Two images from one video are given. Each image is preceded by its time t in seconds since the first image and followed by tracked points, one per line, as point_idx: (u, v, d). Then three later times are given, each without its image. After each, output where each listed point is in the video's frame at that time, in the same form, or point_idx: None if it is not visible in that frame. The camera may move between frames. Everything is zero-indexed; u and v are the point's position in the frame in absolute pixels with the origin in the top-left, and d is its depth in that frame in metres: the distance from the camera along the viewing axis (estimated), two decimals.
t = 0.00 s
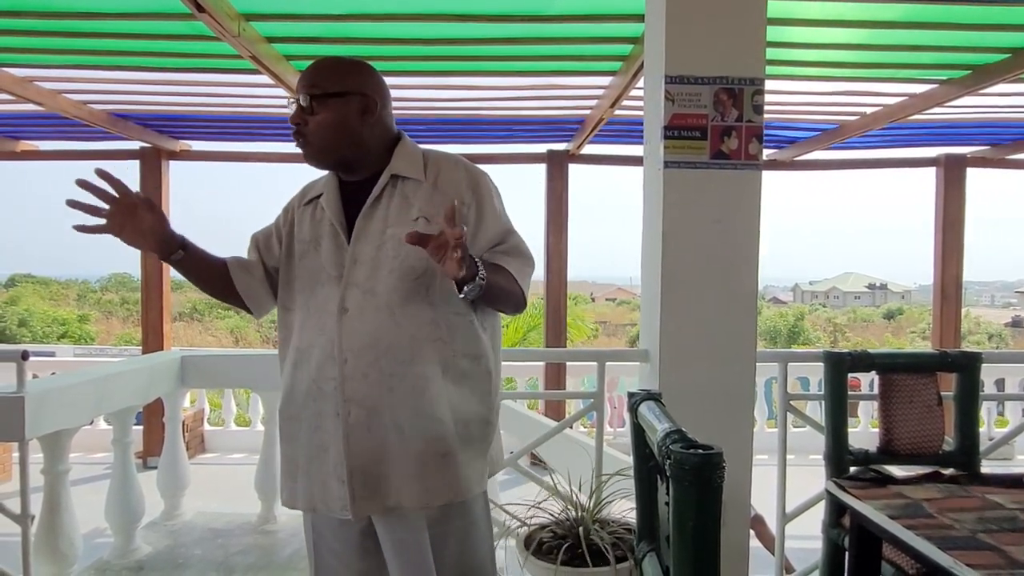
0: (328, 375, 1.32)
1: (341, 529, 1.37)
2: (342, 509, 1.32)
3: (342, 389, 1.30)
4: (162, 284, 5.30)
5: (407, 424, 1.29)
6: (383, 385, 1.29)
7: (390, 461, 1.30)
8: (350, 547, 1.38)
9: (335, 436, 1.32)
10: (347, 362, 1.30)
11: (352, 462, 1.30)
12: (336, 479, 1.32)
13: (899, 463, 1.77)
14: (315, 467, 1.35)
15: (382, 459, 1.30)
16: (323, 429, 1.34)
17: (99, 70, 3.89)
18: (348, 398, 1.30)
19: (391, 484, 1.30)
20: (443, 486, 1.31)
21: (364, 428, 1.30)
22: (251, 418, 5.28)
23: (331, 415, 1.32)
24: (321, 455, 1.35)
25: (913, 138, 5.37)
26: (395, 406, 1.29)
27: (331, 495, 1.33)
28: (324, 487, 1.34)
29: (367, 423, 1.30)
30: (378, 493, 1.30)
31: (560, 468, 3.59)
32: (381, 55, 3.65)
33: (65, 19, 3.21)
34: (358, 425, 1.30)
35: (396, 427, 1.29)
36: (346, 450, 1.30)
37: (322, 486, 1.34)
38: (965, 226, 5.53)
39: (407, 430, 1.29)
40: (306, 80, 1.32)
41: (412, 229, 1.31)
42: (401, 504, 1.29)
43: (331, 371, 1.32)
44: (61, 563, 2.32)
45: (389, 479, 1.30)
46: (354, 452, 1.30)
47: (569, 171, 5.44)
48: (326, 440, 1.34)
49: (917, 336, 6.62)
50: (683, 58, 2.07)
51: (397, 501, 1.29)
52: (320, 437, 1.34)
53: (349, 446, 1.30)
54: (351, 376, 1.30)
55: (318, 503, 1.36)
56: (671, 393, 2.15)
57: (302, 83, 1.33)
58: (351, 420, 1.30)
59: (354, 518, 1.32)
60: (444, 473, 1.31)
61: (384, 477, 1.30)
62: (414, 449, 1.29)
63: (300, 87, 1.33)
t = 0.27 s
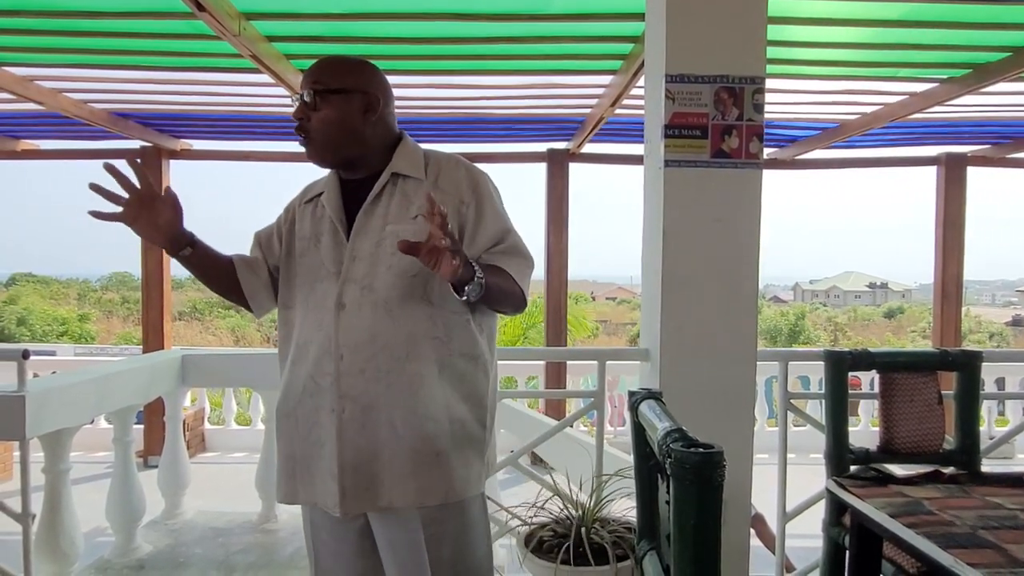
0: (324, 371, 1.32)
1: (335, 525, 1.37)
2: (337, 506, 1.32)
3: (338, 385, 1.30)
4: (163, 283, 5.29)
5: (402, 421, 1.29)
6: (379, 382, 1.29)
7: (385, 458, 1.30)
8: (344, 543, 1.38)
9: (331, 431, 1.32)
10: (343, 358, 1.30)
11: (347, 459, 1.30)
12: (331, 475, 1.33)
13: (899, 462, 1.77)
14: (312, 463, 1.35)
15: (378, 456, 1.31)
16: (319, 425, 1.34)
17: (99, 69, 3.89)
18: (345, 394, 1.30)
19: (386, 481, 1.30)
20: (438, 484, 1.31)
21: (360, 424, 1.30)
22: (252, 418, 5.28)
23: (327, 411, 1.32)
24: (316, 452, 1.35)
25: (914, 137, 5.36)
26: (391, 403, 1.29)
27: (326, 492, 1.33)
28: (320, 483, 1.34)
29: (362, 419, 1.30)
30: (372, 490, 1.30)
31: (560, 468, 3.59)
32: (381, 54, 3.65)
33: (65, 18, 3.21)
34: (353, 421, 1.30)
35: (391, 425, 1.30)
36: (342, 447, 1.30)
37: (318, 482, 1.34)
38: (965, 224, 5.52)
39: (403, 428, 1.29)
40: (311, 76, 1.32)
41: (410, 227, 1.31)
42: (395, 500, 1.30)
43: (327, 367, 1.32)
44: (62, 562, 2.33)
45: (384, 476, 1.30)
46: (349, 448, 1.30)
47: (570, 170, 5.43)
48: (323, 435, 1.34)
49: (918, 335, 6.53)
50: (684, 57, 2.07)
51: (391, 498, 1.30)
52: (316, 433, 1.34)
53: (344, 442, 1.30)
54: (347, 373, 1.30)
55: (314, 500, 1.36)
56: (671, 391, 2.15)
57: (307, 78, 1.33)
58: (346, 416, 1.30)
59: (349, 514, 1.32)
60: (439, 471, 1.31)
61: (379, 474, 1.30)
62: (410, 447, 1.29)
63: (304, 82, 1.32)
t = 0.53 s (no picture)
0: (327, 370, 1.33)
1: (338, 524, 1.37)
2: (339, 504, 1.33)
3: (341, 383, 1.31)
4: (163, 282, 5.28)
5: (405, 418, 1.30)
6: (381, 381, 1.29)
7: (388, 456, 1.30)
8: (347, 543, 1.38)
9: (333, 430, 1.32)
10: (346, 357, 1.31)
11: (350, 456, 1.31)
12: (334, 473, 1.33)
13: (899, 461, 1.78)
14: (314, 462, 1.35)
15: (381, 454, 1.31)
16: (322, 424, 1.34)
17: (100, 68, 3.89)
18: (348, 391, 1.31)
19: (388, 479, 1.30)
20: (441, 481, 1.31)
21: (363, 422, 1.31)
22: (252, 417, 5.28)
23: (329, 410, 1.33)
24: (317, 451, 1.35)
25: (915, 136, 5.36)
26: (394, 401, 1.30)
27: (328, 491, 1.33)
28: (322, 482, 1.34)
29: (365, 417, 1.31)
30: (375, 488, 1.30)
31: (561, 466, 3.58)
32: (382, 52, 3.64)
33: (65, 17, 3.21)
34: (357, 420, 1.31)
35: (393, 422, 1.30)
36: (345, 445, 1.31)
37: (320, 480, 1.35)
38: (966, 223, 5.52)
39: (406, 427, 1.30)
40: (317, 71, 1.32)
41: (411, 225, 1.30)
42: (398, 498, 1.30)
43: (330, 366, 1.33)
44: (62, 560, 2.33)
45: (386, 474, 1.30)
46: (352, 446, 1.31)
47: (570, 169, 5.43)
48: (325, 435, 1.34)
49: (918, 335, 6.48)
50: (685, 55, 2.07)
51: (394, 496, 1.30)
52: (318, 432, 1.35)
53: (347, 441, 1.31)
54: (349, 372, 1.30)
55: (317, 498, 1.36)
56: (672, 390, 2.15)
57: (311, 74, 1.32)
58: (349, 414, 1.31)
59: (351, 513, 1.32)
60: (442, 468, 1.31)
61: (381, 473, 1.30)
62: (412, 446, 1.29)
63: (310, 77, 1.32)
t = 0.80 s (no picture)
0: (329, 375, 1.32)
1: (344, 528, 1.37)
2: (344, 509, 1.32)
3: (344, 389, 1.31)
4: (164, 280, 5.27)
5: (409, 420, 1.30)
6: (383, 385, 1.30)
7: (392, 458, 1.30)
8: (353, 547, 1.37)
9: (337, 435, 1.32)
10: (349, 362, 1.30)
11: (355, 460, 1.31)
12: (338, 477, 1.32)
13: (900, 460, 1.77)
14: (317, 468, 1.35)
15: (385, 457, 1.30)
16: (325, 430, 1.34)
17: (100, 66, 3.88)
18: (351, 396, 1.30)
19: (394, 482, 1.29)
20: (446, 480, 1.32)
21: (366, 426, 1.30)
22: (252, 415, 5.28)
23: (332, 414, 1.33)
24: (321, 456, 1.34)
25: (915, 135, 5.35)
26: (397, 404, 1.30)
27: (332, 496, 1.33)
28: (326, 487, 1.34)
29: (368, 421, 1.30)
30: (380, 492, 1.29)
31: (561, 465, 3.58)
32: (382, 51, 3.64)
33: (65, 15, 3.20)
34: (361, 424, 1.30)
35: (397, 425, 1.30)
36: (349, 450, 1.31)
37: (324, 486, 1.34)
38: (966, 223, 5.51)
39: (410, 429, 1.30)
40: (315, 72, 1.32)
41: (411, 229, 1.31)
42: (404, 500, 1.29)
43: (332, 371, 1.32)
44: (63, 559, 2.33)
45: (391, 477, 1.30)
46: (357, 450, 1.30)
47: (571, 168, 5.42)
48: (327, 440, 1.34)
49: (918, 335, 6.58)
50: (685, 54, 2.06)
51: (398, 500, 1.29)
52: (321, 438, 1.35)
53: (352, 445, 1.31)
54: (352, 376, 1.30)
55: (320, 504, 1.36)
56: (673, 389, 2.15)
57: (309, 75, 1.32)
58: (353, 419, 1.31)
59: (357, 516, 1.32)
60: (447, 467, 1.32)
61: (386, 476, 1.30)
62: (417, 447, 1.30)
63: (308, 78, 1.32)
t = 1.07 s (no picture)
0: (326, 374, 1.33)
1: (346, 525, 1.38)
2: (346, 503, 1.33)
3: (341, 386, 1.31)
4: (164, 279, 5.27)
5: (403, 418, 1.30)
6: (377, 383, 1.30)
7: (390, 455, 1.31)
8: (355, 543, 1.38)
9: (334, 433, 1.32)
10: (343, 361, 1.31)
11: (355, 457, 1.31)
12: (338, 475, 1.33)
13: (900, 460, 1.77)
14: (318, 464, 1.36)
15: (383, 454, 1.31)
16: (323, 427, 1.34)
17: (100, 65, 3.88)
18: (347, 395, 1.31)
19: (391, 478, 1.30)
20: (443, 478, 1.31)
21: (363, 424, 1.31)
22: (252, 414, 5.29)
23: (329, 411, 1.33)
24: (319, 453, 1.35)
25: (916, 134, 5.35)
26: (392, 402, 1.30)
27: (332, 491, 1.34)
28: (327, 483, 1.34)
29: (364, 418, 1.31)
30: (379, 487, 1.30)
31: (562, 464, 3.58)
32: (382, 50, 3.64)
33: (65, 14, 3.20)
34: (358, 421, 1.31)
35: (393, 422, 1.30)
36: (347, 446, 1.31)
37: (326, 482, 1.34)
38: (967, 222, 5.51)
39: (407, 425, 1.30)
40: (315, 71, 1.31)
41: (403, 226, 1.31)
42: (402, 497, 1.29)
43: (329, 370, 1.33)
44: (63, 557, 2.33)
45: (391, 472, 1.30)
46: (355, 448, 1.31)
47: (571, 167, 5.42)
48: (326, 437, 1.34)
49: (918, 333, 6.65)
50: (685, 53, 2.06)
51: (397, 494, 1.30)
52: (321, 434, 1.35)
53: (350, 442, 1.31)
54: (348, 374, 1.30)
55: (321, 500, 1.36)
56: (673, 387, 2.15)
57: (310, 74, 1.32)
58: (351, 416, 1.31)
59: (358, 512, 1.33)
60: (444, 464, 1.31)
61: (383, 473, 1.30)
62: (414, 442, 1.30)
63: (308, 77, 1.32)
